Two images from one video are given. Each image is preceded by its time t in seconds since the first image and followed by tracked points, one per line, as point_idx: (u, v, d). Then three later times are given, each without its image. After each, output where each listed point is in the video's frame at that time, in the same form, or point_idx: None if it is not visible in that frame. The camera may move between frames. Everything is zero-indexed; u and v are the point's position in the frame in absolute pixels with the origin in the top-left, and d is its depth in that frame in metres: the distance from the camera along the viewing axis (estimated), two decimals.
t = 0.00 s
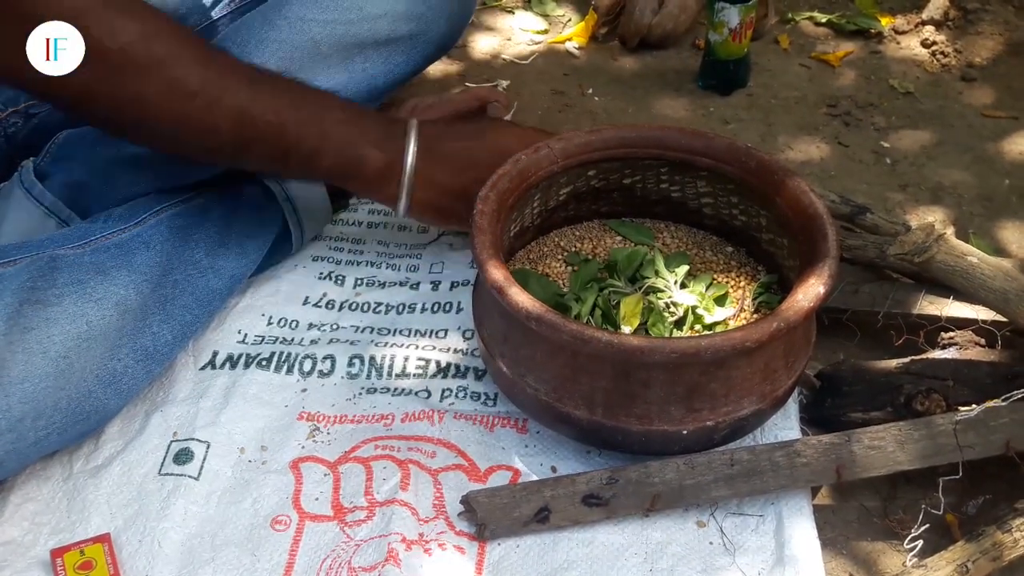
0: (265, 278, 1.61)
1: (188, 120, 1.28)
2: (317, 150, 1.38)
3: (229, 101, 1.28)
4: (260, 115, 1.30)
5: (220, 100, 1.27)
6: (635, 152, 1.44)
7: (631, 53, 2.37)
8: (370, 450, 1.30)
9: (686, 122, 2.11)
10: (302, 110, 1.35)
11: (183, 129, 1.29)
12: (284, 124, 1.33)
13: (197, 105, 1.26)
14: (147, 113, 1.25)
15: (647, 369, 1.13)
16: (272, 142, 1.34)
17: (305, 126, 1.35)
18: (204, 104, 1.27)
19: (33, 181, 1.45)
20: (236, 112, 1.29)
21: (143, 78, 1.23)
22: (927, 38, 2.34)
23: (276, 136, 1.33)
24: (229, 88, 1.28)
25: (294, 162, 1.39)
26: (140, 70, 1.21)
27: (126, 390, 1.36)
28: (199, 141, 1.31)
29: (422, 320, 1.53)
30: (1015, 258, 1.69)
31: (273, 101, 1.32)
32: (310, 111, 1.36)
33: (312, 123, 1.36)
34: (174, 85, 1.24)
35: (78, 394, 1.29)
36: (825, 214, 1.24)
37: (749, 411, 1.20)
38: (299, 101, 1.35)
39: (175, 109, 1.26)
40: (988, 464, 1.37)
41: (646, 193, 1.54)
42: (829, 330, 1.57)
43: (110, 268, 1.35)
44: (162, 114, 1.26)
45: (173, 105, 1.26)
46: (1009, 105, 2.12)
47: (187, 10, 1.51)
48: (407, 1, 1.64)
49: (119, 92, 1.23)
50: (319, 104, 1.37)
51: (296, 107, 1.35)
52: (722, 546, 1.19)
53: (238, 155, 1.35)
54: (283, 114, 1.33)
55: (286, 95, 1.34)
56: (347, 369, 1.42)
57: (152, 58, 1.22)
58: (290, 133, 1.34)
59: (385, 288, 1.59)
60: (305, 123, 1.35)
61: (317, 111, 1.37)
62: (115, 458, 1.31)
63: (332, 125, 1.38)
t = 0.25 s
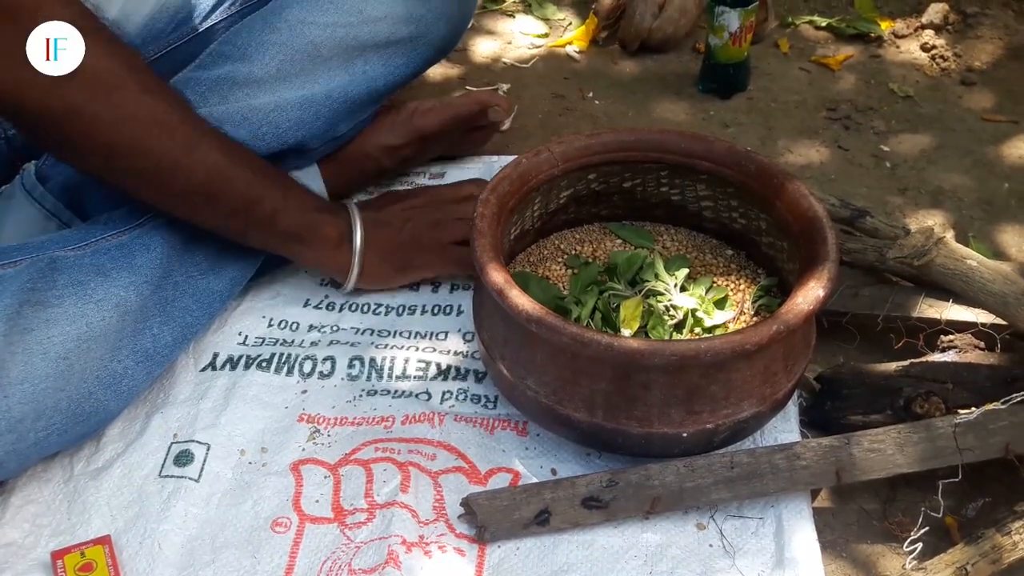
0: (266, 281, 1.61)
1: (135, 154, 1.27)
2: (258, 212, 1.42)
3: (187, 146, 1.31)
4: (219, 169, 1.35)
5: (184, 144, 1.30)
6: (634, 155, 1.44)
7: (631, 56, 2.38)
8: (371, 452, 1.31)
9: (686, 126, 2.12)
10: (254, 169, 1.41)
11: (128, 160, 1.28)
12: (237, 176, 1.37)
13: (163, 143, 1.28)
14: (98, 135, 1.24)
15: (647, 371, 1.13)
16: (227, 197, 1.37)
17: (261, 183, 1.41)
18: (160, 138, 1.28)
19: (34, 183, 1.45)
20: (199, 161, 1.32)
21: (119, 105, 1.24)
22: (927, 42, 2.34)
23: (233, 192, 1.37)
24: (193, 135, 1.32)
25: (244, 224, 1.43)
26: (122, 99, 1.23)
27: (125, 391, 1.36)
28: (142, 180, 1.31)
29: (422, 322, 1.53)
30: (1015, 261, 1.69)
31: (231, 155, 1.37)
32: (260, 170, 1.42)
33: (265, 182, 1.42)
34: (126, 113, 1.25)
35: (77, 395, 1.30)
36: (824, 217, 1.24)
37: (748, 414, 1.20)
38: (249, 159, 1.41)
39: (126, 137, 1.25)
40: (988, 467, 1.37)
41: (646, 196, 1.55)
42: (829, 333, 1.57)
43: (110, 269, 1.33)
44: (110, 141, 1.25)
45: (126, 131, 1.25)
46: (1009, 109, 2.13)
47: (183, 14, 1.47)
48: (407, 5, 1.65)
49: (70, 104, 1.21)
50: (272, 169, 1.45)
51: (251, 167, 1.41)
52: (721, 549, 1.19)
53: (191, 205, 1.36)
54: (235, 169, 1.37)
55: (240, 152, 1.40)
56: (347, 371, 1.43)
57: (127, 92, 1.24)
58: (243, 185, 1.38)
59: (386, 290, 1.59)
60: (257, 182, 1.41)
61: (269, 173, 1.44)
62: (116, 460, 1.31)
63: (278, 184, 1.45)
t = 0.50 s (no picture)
0: (269, 282, 1.62)
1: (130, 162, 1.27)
2: (256, 212, 1.38)
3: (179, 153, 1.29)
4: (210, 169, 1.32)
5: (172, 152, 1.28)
6: (637, 155, 1.44)
7: (634, 58, 2.38)
8: (374, 452, 1.31)
9: (688, 127, 2.12)
10: (252, 160, 1.37)
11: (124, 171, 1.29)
12: (232, 176, 1.34)
13: (152, 148, 1.27)
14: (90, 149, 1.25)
15: (650, 372, 1.14)
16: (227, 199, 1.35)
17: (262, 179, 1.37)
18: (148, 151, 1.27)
19: (38, 184, 1.45)
20: (191, 163, 1.30)
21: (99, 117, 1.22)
22: (929, 44, 2.34)
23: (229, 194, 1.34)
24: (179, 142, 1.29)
25: (244, 224, 1.40)
26: (103, 111, 1.22)
27: (129, 390, 1.37)
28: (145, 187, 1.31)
29: (425, 322, 1.53)
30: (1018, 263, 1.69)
31: (224, 154, 1.34)
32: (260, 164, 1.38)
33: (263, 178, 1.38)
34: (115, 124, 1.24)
35: (82, 395, 1.30)
36: (828, 218, 1.25)
37: (751, 414, 1.20)
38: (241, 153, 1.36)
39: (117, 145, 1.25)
40: (990, 468, 1.37)
41: (649, 196, 1.55)
42: (831, 334, 1.57)
43: (114, 269, 1.33)
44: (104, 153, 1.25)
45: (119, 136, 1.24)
46: (1011, 110, 2.13)
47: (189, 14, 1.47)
48: (410, 6, 1.66)
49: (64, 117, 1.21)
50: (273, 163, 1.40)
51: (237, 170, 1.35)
52: (724, 549, 1.20)
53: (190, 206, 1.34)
54: (229, 173, 1.34)
55: (235, 150, 1.36)
56: (350, 371, 1.43)
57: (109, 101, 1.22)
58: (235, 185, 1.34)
59: (389, 290, 1.60)
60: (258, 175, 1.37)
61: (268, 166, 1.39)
62: (119, 459, 1.32)
63: (278, 177, 1.40)
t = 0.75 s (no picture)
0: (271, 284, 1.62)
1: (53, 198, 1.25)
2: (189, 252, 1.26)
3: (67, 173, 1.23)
4: (98, 190, 1.24)
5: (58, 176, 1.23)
6: (638, 158, 1.45)
7: (635, 61, 2.38)
8: (375, 455, 1.31)
9: (689, 130, 2.12)
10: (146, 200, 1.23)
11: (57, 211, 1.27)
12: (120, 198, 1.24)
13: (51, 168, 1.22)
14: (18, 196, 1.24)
15: (652, 375, 1.14)
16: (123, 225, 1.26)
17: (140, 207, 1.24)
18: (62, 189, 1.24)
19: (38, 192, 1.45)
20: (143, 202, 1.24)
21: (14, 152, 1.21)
22: (930, 47, 2.34)
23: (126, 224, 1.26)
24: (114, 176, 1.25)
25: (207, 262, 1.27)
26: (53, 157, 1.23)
27: (131, 393, 1.36)
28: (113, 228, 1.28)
29: (427, 326, 1.53)
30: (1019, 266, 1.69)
31: (112, 177, 1.25)
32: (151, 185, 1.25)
33: (147, 210, 1.24)
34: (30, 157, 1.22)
35: (83, 397, 1.30)
36: (829, 221, 1.25)
37: (752, 417, 1.20)
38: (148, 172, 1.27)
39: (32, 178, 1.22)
40: (991, 471, 1.37)
41: (649, 199, 1.55)
42: (833, 337, 1.57)
43: (115, 272, 1.33)
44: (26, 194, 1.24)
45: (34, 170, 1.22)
46: (1012, 113, 2.13)
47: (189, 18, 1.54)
48: (412, 10, 1.66)
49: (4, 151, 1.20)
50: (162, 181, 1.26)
51: (142, 186, 1.24)
52: (725, 552, 1.20)
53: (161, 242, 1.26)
54: (124, 193, 1.24)
55: (124, 172, 1.26)
56: (351, 374, 1.43)
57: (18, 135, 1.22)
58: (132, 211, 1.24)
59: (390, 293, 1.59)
60: (142, 212, 1.24)
61: (159, 188, 1.24)
62: (121, 462, 1.32)
63: (160, 197, 1.24)
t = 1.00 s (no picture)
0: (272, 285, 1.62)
1: (34, 216, 1.20)
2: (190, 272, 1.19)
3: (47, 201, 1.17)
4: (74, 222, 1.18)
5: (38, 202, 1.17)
6: (638, 159, 1.45)
7: (635, 62, 2.38)
8: (376, 456, 1.31)
9: (689, 131, 2.13)
10: (117, 244, 1.19)
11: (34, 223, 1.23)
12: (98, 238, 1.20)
13: (31, 191, 1.16)
14: None
15: (652, 376, 1.14)
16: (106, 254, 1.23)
17: (115, 251, 1.20)
18: (40, 210, 1.18)
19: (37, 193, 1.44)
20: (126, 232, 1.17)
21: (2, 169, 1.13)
22: (930, 48, 2.34)
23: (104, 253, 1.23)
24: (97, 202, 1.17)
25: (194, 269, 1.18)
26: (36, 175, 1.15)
27: (131, 393, 1.36)
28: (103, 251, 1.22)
29: (428, 326, 1.53)
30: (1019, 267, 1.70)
31: (90, 217, 1.17)
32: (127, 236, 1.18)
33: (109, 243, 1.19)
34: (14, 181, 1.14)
35: (84, 398, 1.30)
36: (829, 221, 1.25)
37: (753, 418, 1.20)
38: (130, 212, 1.17)
39: (10, 197, 1.16)
40: (992, 472, 1.37)
41: (650, 200, 1.55)
42: (833, 338, 1.57)
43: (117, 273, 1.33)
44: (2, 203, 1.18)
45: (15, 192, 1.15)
46: (1012, 114, 2.13)
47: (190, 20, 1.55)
48: (411, 11, 1.67)
49: None
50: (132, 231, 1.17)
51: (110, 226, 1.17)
52: (726, 553, 1.20)
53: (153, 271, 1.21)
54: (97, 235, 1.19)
55: (99, 221, 1.18)
56: (352, 375, 1.43)
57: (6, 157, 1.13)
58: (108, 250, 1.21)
59: (391, 293, 1.59)
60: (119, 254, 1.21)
61: (129, 235, 1.18)
62: (122, 463, 1.32)
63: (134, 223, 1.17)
